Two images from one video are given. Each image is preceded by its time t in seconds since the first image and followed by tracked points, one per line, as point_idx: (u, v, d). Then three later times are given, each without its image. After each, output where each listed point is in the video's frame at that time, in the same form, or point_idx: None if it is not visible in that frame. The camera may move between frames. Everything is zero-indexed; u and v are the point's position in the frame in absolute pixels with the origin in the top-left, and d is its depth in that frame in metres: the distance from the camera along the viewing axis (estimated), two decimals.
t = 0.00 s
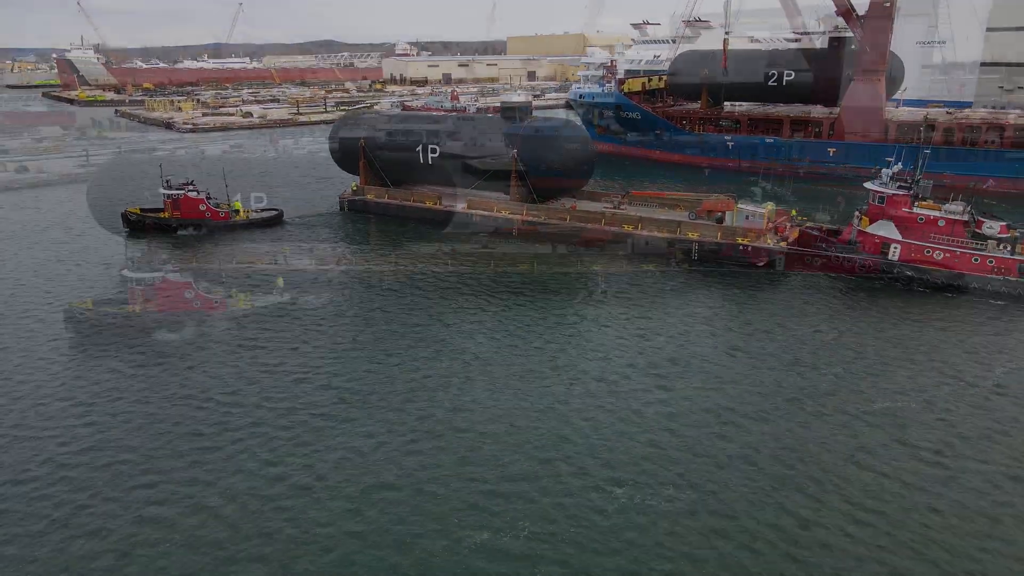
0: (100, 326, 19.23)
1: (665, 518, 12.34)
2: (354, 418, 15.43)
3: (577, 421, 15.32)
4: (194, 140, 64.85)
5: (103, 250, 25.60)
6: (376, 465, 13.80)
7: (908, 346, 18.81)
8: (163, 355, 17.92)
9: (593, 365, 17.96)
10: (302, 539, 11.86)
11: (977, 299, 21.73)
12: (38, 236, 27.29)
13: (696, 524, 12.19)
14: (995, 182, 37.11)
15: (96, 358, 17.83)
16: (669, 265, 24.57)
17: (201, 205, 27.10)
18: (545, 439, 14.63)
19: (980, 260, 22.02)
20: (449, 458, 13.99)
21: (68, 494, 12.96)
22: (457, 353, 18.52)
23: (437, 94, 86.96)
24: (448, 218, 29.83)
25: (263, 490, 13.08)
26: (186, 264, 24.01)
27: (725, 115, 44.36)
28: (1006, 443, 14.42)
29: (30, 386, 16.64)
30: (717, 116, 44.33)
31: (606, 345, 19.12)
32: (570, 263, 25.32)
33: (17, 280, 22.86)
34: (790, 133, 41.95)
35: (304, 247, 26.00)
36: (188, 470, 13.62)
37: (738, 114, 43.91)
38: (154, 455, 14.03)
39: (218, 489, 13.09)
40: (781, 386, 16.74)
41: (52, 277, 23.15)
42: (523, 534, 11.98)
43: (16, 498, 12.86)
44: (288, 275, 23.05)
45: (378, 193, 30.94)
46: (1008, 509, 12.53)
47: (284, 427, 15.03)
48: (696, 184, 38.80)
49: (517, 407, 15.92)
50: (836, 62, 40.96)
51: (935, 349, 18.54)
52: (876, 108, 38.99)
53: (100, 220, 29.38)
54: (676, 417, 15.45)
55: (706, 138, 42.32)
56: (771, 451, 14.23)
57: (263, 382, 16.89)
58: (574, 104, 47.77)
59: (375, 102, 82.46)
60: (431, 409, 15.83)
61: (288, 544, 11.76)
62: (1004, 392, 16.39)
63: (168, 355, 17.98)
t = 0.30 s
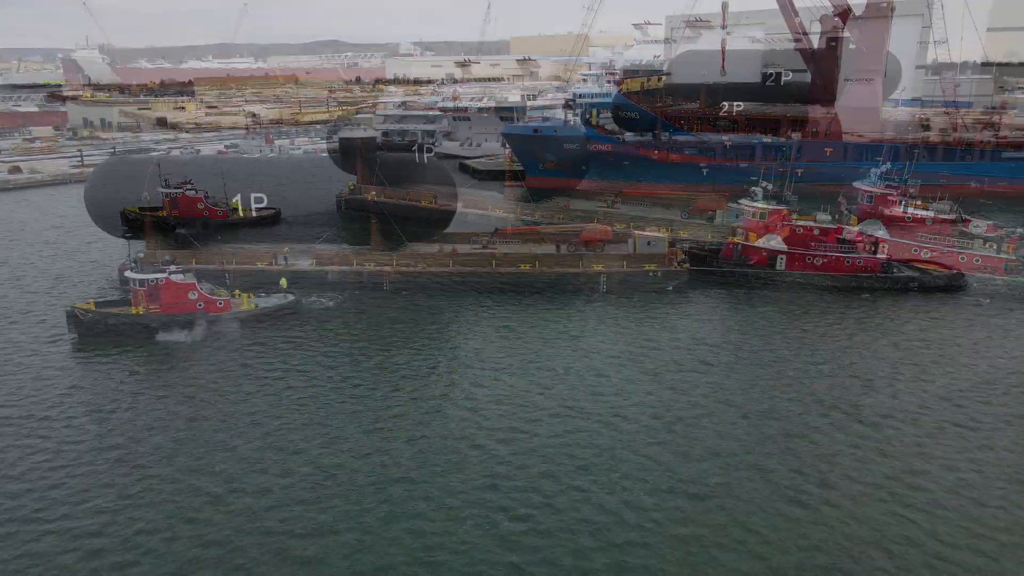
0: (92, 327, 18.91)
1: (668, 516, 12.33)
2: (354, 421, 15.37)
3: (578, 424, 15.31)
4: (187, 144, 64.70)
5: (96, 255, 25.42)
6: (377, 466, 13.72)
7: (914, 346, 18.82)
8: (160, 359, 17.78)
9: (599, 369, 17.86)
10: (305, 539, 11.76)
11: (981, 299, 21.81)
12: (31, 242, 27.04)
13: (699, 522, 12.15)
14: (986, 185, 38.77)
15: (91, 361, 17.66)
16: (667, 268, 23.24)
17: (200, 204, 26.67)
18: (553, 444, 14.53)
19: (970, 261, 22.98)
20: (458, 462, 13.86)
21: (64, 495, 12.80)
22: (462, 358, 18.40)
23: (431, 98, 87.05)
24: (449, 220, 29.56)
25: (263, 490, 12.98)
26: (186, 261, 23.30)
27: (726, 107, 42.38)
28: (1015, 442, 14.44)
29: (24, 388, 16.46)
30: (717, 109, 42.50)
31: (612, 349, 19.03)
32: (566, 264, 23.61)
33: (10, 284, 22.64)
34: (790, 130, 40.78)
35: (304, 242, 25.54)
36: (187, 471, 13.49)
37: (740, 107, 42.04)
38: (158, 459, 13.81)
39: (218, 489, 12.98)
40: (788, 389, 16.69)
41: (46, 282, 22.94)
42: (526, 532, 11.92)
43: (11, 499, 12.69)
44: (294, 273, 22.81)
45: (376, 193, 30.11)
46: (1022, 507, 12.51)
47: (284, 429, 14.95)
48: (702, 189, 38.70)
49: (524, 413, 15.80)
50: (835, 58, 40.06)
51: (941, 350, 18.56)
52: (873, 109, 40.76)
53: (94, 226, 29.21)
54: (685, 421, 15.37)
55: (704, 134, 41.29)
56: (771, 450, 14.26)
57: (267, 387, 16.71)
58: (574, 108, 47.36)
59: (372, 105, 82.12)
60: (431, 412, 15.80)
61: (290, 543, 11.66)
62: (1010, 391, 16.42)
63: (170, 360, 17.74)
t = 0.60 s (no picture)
0: (94, 329, 18.82)
1: (680, 511, 12.38)
2: (362, 420, 15.39)
3: (586, 422, 15.37)
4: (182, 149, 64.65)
5: (96, 260, 25.36)
6: (387, 465, 13.75)
7: (918, 346, 18.88)
8: (164, 361, 17.73)
9: (604, 370, 17.85)
10: (318, 537, 11.75)
11: (983, 298, 21.89)
12: (28, 248, 26.94)
13: (711, 516, 12.21)
14: (979, 186, 39.08)
15: (95, 364, 17.59)
16: (668, 268, 22.79)
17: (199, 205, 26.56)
18: (564, 444, 14.47)
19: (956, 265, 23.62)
20: (467, 464, 13.77)
21: (73, 496, 12.74)
22: (467, 361, 18.34)
23: (425, 101, 87.32)
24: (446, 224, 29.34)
25: (274, 489, 12.97)
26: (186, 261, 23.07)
27: (721, 106, 39.87)
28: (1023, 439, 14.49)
29: (27, 390, 16.37)
30: (712, 108, 39.95)
31: (617, 350, 18.98)
32: (568, 264, 22.98)
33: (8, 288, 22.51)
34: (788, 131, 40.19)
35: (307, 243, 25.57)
36: (197, 472, 13.47)
37: (736, 106, 39.67)
38: (165, 463, 13.69)
39: (229, 489, 12.96)
40: (795, 389, 16.71)
41: (45, 285, 22.83)
42: (540, 528, 11.94)
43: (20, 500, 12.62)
44: (296, 273, 22.75)
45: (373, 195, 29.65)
46: None
47: (292, 429, 14.96)
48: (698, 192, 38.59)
49: (530, 414, 15.73)
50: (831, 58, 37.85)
51: (945, 348, 18.61)
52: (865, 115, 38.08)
53: (92, 232, 29.15)
54: (693, 421, 15.36)
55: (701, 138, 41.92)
56: (779, 445, 14.34)
57: (272, 390, 16.59)
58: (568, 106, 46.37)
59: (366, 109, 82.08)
60: (438, 411, 15.83)
61: (305, 541, 11.66)
62: (1016, 390, 16.47)
63: (173, 364, 17.60)
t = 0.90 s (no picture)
0: (94, 331, 18.68)
1: (691, 510, 12.34)
2: (368, 421, 15.31)
3: (594, 422, 15.33)
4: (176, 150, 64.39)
5: (93, 262, 25.18)
6: (395, 467, 13.66)
7: (923, 344, 18.91)
8: (166, 363, 17.60)
9: (611, 370, 17.80)
10: (328, 538, 11.65)
11: (985, 296, 21.99)
12: (26, 250, 26.68)
13: (723, 514, 12.18)
14: (976, 186, 39.20)
15: (95, 365, 17.44)
16: (671, 268, 22.75)
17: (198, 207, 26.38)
18: (574, 445, 14.42)
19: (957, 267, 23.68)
20: (477, 465, 13.70)
21: (77, 498, 12.60)
22: (473, 362, 18.27)
23: (420, 101, 87.10)
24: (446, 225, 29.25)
25: (283, 491, 12.88)
26: (185, 261, 22.92)
27: (717, 106, 39.79)
28: None
29: (27, 392, 16.20)
30: (709, 108, 39.86)
31: (623, 351, 18.93)
32: (571, 265, 22.91)
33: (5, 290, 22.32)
34: (785, 130, 40.13)
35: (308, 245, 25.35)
36: (203, 474, 13.35)
37: (733, 106, 39.59)
38: (173, 466, 13.55)
39: (236, 491, 12.86)
40: (803, 388, 16.71)
41: (42, 286, 22.65)
42: (555, 529, 11.87)
43: (23, 503, 12.48)
44: (297, 273, 22.64)
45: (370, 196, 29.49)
46: None
47: (298, 430, 14.86)
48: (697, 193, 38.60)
49: (539, 415, 15.67)
50: (830, 58, 37.28)
51: (950, 347, 18.66)
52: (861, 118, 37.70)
53: (89, 233, 28.94)
54: (702, 420, 15.33)
55: (698, 138, 42.10)
56: (788, 444, 14.33)
57: (278, 392, 16.47)
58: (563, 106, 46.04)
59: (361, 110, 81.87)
60: (444, 412, 15.76)
61: (314, 542, 11.55)
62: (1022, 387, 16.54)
63: (178, 366, 17.45)
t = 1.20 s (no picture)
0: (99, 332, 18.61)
1: (705, 507, 12.31)
2: (376, 422, 15.25)
3: (603, 421, 15.28)
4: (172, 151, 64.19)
5: (94, 263, 24.98)
6: (405, 466, 13.61)
7: (929, 343, 18.95)
8: (170, 365, 17.48)
9: (619, 370, 17.77)
10: (341, 537, 11.59)
11: (989, 295, 22.05)
12: (25, 252, 26.46)
13: (739, 512, 12.16)
14: (973, 185, 39.38)
15: (99, 367, 17.32)
16: (674, 267, 22.73)
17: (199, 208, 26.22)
18: (586, 444, 14.37)
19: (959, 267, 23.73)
20: (490, 465, 13.63)
21: (87, 500, 12.51)
22: (480, 363, 18.20)
23: (417, 102, 87.00)
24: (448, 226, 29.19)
25: (295, 491, 12.79)
26: (187, 262, 22.81)
27: (717, 106, 39.81)
28: None
29: (30, 394, 16.08)
30: (708, 108, 39.87)
31: (630, 351, 18.91)
32: (575, 265, 22.86)
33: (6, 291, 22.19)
34: (785, 130, 40.23)
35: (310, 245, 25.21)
36: (211, 474, 13.26)
37: (732, 106, 39.64)
38: (183, 467, 13.44)
39: (246, 491, 12.76)
40: (812, 387, 16.71)
41: (43, 288, 22.52)
42: (570, 527, 11.81)
43: (30, 505, 12.36)
44: (301, 274, 22.52)
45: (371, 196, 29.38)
46: None
47: (307, 431, 14.78)
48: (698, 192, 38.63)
49: (549, 414, 15.61)
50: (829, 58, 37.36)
51: (956, 345, 18.71)
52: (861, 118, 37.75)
53: (87, 233, 28.79)
54: (713, 419, 15.31)
55: (697, 138, 42.14)
56: (798, 442, 14.32)
57: (286, 393, 16.37)
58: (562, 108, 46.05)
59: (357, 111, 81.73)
60: (453, 412, 15.74)
61: (328, 542, 11.50)
62: None
63: (184, 368, 17.33)
